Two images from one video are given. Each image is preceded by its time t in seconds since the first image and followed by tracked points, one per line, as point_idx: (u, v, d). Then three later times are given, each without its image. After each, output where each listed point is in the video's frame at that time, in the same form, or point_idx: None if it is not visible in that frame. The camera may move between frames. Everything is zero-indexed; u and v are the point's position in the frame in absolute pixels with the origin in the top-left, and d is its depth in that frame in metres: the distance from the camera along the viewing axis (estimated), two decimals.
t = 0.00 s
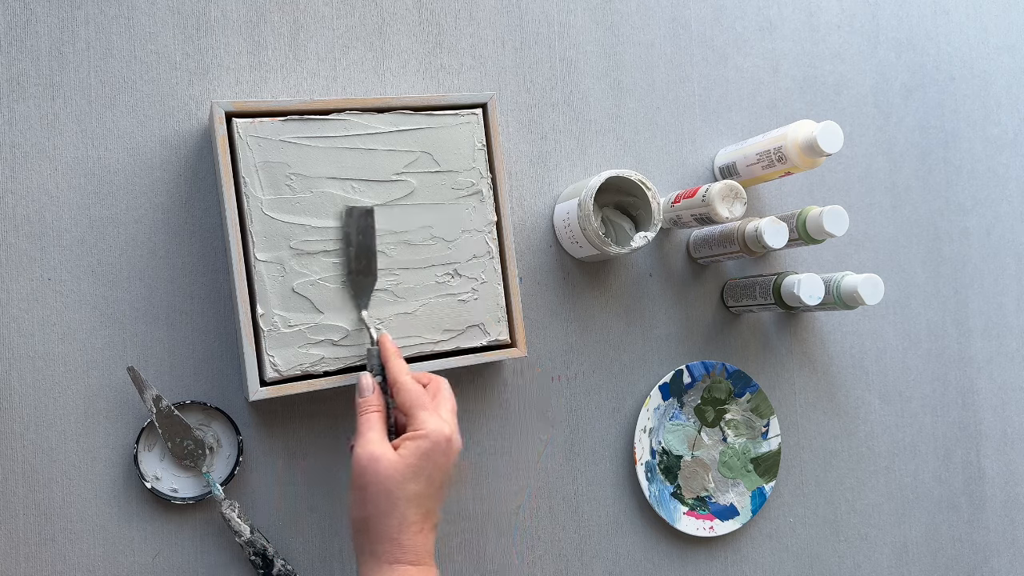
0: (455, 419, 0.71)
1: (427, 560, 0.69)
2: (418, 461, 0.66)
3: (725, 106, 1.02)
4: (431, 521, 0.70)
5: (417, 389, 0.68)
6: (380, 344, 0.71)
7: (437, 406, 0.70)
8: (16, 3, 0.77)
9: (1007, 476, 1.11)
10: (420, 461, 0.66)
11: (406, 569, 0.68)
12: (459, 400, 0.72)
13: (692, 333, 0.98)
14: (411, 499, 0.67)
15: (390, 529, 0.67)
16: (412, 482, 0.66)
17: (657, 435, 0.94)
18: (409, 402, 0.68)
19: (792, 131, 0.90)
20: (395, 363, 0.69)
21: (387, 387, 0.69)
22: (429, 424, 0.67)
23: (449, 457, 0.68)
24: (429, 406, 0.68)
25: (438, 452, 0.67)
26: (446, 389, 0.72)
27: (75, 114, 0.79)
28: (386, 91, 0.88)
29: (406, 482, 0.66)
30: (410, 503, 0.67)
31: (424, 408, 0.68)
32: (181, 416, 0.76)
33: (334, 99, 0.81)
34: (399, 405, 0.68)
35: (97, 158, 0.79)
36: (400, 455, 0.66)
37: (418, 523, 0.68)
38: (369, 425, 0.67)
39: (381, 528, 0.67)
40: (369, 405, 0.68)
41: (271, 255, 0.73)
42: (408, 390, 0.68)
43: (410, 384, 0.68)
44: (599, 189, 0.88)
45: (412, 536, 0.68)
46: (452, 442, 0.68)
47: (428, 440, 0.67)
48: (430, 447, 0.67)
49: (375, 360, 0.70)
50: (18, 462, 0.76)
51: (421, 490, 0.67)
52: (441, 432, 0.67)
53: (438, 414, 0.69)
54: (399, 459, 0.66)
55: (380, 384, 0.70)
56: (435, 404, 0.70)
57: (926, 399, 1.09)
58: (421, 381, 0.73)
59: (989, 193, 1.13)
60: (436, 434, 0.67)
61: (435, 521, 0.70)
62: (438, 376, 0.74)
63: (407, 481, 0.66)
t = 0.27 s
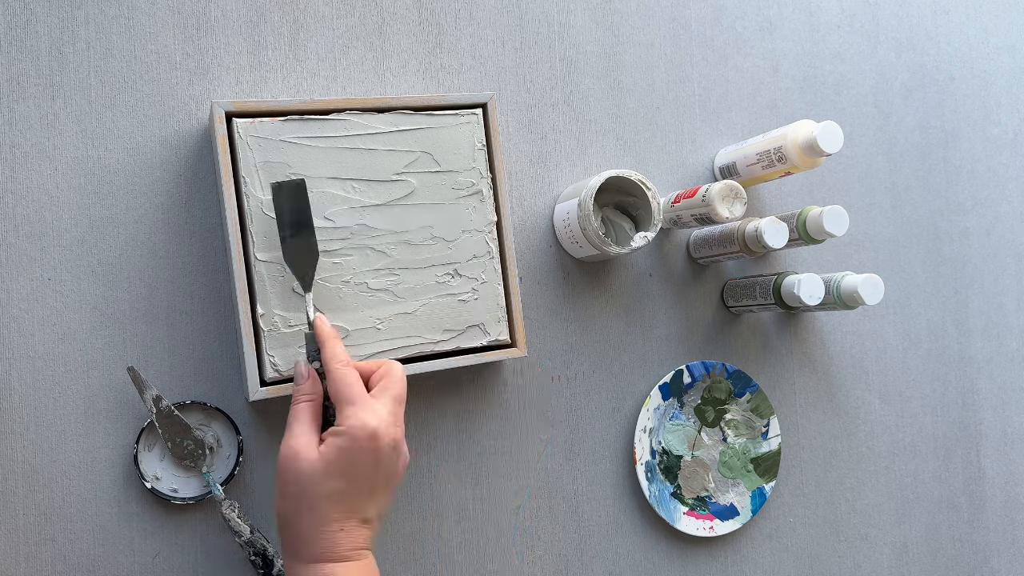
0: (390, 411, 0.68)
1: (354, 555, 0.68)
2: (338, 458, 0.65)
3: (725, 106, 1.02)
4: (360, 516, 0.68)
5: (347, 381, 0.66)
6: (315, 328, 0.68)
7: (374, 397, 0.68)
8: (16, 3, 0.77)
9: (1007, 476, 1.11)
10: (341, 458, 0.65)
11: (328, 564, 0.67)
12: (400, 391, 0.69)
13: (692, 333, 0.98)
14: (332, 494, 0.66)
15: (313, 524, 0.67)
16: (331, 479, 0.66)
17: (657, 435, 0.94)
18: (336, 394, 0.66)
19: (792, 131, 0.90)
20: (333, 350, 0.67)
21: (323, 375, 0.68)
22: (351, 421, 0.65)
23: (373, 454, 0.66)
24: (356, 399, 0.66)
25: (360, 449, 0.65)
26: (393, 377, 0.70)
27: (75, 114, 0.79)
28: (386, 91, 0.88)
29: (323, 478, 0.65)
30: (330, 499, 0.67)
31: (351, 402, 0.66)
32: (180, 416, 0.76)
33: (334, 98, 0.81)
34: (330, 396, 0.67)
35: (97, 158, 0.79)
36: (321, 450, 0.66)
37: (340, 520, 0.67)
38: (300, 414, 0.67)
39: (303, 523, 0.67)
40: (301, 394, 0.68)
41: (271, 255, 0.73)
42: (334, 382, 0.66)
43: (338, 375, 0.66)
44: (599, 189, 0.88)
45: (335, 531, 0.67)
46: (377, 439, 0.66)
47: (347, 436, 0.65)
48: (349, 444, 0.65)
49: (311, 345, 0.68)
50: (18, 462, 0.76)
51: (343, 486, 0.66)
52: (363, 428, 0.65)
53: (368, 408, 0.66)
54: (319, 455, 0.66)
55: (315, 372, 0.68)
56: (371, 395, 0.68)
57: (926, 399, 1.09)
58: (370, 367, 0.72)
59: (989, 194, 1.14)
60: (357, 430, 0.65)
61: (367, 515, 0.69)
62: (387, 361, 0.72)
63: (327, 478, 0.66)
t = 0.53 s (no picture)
0: (381, 400, 0.68)
1: (349, 546, 0.67)
2: (327, 446, 0.65)
3: (725, 106, 1.02)
4: (355, 507, 0.67)
5: (338, 369, 0.67)
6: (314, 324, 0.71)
7: (367, 386, 0.68)
8: (17, 3, 0.77)
9: (1007, 476, 1.11)
10: (329, 446, 0.65)
11: (321, 556, 0.66)
12: (394, 380, 0.69)
13: (692, 333, 0.98)
14: (323, 485, 0.66)
15: (306, 516, 0.66)
16: (321, 467, 0.65)
17: (657, 435, 0.94)
18: (324, 382, 0.67)
19: (791, 131, 0.90)
20: (327, 342, 0.69)
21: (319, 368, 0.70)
22: (339, 407, 0.65)
23: (362, 441, 0.65)
24: (345, 387, 0.66)
25: (349, 436, 0.65)
26: (387, 368, 0.70)
27: (75, 114, 0.79)
28: (386, 92, 0.88)
29: (314, 466, 0.65)
30: (321, 489, 0.66)
31: (340, 389, 0.66)
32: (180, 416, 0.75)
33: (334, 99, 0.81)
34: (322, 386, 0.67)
35: (97, 158, 0.79)
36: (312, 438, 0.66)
37: (332, 509, 0.66)
38: (301, 406, 0.69)
39: (297, 516, 0.66)
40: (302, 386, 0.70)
41: (271, 255, 0.73)
42: (323, 371, 0.67)
43: (328, 364, 0.67)
44: (599, 189, 0.88)
45: (326, 524, 0.66)
46: (366, 426, 0.65)
47: (336, 423, 0.65)
48: (337, 431, 0.65)
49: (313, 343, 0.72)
50: (18, 462, 0.76)
51: (333, 475, 0.66)
52: (352, 413, 0.65)
53: (357, 395, 0.66)
54: (310, 443, 0.66)
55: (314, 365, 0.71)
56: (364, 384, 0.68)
57: (926, 399, 1.09)
58: (365, 361, 0.72)
59: (989, 194, 1.13)
60: (344, 417, 0.65)
61: (363, 507, 0.68)
62: (382, 353, 0.73)
63: (318, 466, 0.65)
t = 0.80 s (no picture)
0: (509, 375, 0.73)
1: (460, 507, 0.73)
2: (454, 412, 0.71)
3: (725, 106, 1.02)
4: (471, 471, 0.74)
5: (471, 343, 0.72)
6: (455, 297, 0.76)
7: (496, 361, 0.73)
8: (17, 4, 0.77)
9: (1007, 476, 1.11)
10: (456, 412, 0.71)
11: (436, 513, 0.73)
12: (520, 358, 0.74)
13: (692, 333, 0.98)
14: (448, 448, 0.72)
15: (428, 474, 0.72)
16: (448, 431, 0.71)
17: (657, 435, 0.94)
18: (459, 354, 0.72)
19: (792, 131, 0.90)
20: (464, 317, 0.74)
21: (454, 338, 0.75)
22: (468, 377, 0.70)
23: (488, 413, 0.71)
24: (477, 360, 0.71)
25: (475, 406, 0.70)
26: (514, 346, 0.75)
27: (75, 114, 0.79)
28: (386, 91, 0.88)
29: (441, 429, 0.71)
30: (444, 451, 0.72)
31: (472, 361, 0.71)
32: (180, 416, 0.76)
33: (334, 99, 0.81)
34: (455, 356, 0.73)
35: (96, 158, 0.79)
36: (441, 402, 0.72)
37: (451, 471, 0.73)
38: (432, 370, 0.74)
39: (418, 472, 0.73)
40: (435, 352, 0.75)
41: (271, 255, 0.73)
42: (459, 343, 0.72)
43: (463, 338, 0.72)
44: (599, 189, 0.88)
45: (445, 483, 0.73)
46: (492, 399, 0.70)
47: (464, 393, 0.70)
48: (464, 400, 0.70)
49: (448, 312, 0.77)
50: (18, 462, 0.76)
51: (458, 440, 0.72)
52: (480, 386, 0.70)
53: (489, 369, 0.71)
54: (439, 408, 0.72)
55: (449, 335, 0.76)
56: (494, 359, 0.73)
57: (926, 399, 1.08)
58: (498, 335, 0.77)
59: (989, 194, 1.13)
60: (473, 387, 0.70)
61: (477, 472, 0.74)
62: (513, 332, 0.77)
63: (446, 430, 0.71)
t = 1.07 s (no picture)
0: (534, 339, 0.72)
1: (491, 471, 0.71)
2: (483, 373, 0.69)
3: (725, 106, 1.02)
4: (503, 435, 0.71)
5: (497, 307, 0.72)
6: (480, 269, 0.77)
7: (520, 326, 0.73)
8: (17, 4, 0.77)
9: (1007, 476, 1.11)
10: (485, 373, 0.69)
11: (467, 477, 0.70)
12: (543, 323, 0.73)
13: (692, 333, 0.98)
14: (478, 410, 0.70)
15: (458, 436, 0.70)
16: (478, 392, 0.69)
17: (657, 436, 0.94)
18: (485, 317, 0.72)
19: (792, 130, 0.90)
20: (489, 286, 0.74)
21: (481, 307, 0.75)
22: (498, 337, 0.69)
23: (517, 373, 0.69)
24: (504, 323, 0.71)
25: (505, 366, 0.68)
26: (536, 312, 0.74)
27: (75, 114, 0.79)
28: (386, 91, 0.88)
29: (471, 390, 0.69)
30: (474, 413, 0.70)
31: (499, 324, 0.71)
32: (180, 416, 0.75)
33: (334, 98, 0.81)
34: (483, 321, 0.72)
35: (96, 158, 0.79)
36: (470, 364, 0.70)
37: (483, 434, 0.70)
38: (460, 338, 0.74)
39: (448, 435, 0.70)
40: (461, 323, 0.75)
41: (271, 255, 0.73)
42: (486, 308, 0.72)
43: (490, 303, 0.72)
44: (599, 189, 0.88)
45: (475, 446, 0.70)
46: (521, 358, 0.69)
47: (493, 352, 0.69)
48: (493, 359, 0.69)
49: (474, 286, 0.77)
50: (18, 462, 0.76)
51: (488, 402, 0.70)
52: (510, 345, 0.69)
53: (515, 332, 0.71)
54: (468, 370, 0.70)
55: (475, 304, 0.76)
56: (519, 324, 0.73)
57: (926, 399, 1.08)
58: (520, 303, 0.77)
59: (989, 194, 1.13)
60: (502, 346, 0.69)
61: (507, 438, 0.72)
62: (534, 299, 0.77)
63: (475, 392, 0.69)
